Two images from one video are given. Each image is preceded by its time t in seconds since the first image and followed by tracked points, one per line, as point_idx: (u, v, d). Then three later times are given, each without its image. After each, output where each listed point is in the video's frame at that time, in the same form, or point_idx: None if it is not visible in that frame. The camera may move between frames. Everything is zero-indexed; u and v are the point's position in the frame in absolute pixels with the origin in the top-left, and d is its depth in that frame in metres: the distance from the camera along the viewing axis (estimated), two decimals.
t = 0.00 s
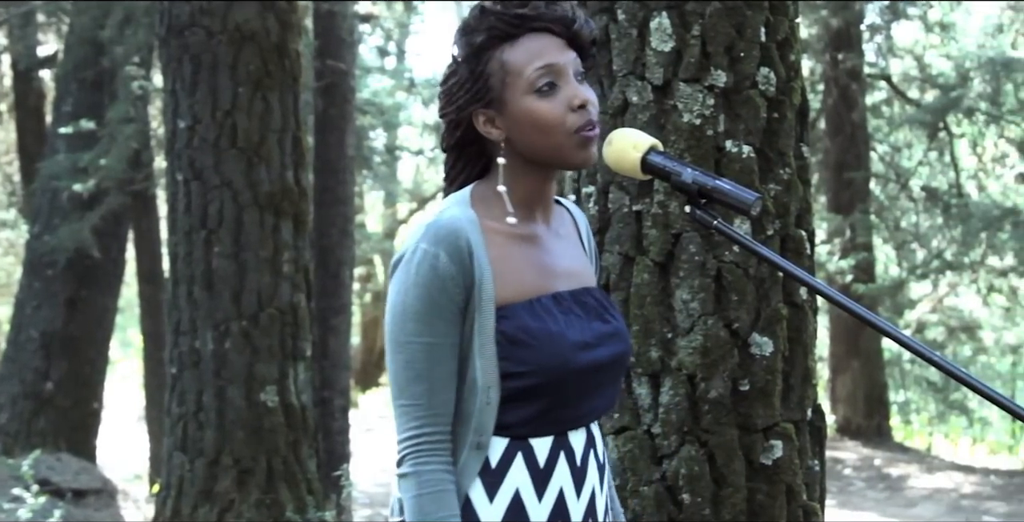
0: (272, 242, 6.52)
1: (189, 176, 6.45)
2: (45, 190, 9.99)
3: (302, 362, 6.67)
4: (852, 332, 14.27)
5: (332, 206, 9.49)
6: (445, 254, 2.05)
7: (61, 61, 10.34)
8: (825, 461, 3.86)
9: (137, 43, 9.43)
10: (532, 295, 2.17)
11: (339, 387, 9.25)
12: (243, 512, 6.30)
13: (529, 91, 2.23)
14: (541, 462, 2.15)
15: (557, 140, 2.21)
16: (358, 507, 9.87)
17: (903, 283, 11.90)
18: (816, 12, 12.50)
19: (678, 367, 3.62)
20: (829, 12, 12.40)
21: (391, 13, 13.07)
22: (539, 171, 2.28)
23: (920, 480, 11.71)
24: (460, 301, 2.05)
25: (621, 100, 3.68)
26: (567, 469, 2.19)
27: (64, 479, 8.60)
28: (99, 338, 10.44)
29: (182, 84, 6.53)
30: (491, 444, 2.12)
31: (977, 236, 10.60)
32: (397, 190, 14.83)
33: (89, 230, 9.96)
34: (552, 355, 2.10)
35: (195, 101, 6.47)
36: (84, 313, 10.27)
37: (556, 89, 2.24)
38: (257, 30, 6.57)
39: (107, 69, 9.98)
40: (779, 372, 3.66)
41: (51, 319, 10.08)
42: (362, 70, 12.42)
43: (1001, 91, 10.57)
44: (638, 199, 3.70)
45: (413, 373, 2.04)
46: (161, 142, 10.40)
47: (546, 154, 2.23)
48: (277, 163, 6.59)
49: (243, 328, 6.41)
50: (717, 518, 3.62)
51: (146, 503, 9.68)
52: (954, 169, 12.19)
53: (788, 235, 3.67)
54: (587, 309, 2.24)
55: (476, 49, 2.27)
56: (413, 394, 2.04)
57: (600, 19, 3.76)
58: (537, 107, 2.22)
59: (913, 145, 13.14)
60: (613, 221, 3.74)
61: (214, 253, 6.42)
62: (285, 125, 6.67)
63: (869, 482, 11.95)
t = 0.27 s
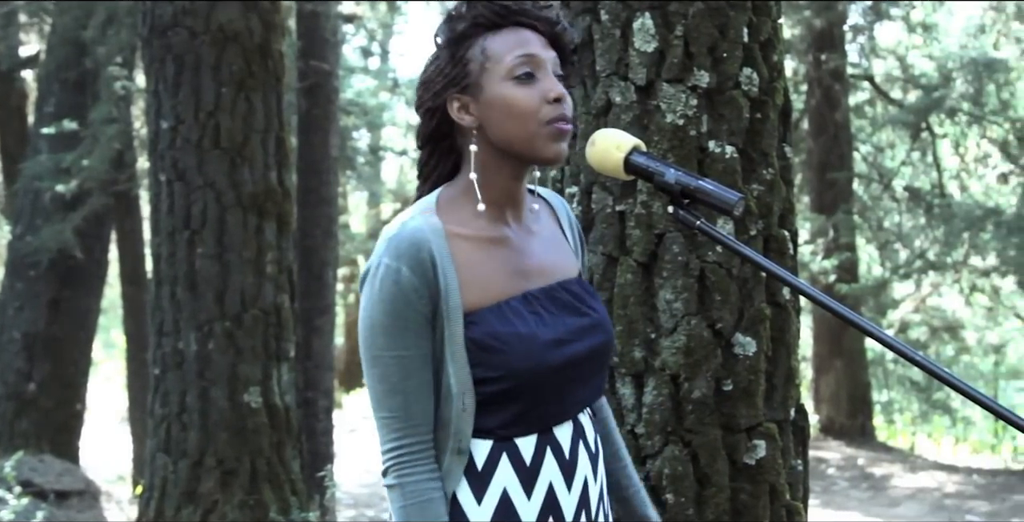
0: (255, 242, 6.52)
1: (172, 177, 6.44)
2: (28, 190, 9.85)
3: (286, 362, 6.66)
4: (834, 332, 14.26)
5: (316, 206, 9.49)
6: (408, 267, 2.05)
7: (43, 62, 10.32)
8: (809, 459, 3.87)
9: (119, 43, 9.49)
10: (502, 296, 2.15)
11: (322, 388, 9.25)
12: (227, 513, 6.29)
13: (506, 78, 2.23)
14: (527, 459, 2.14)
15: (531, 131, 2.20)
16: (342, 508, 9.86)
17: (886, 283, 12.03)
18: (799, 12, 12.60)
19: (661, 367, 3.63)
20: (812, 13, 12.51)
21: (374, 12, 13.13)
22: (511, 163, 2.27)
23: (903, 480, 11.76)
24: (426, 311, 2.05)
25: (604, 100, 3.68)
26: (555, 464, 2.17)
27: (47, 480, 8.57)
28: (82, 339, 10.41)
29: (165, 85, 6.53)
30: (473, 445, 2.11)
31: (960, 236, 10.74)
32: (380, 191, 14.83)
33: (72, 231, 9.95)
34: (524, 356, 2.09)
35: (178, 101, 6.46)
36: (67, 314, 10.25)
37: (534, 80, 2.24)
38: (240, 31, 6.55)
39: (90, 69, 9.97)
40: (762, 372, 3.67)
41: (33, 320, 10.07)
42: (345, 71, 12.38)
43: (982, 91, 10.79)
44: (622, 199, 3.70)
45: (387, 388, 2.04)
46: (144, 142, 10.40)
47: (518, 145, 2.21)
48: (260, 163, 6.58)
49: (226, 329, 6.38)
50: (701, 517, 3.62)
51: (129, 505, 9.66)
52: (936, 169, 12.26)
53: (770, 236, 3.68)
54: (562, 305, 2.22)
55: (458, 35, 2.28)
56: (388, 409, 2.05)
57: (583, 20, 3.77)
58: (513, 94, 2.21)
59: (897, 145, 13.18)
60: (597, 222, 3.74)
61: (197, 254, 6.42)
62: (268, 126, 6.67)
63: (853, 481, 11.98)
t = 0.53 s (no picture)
0: (240, 243, 6.51)
1: (157, 178, 6.44)
2: (12, 191, 9.67)
3: (271, 363, 6.66)
4: (820, 331, 14.29)
5: (300, 207, 9.49)
6: (405, 278, 2.04)
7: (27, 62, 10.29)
8: (794, 459, 3.89)
9: (104, 43, 9.44)
10: (494, 303, 2.16)
11: (308, 389, 9.25)
12: (212, 514, 6.28)
13: (490, 85, 2.23)
14: (525, 461, 2.15)
15: (515, 137, 2.20)
16: (328, 508, 9.86)
17: (871, 283, 11.86)
18: (784, 13, 12.64)
19: (647, 367, 3.62)
20: (797, 13, 12.55)
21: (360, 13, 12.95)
22: (495, 171, 2.27)
23: (887, 479, 11.80)
24: (423, 321, 2.05)
25: (589, 100, 3.68)
26: (551, 465, 2.18)
27: (31, 481, 8.58)
28: (67, 340, 10.40)
29: (150, 85, 6.52)
30: (471, 452, 2.11)
31: (944, 236, 10.80)
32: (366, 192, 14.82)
33: (57, 231, 9.90)
34: (519, 363, 2.10)
35: (163, 101, 6.45)
36: (51, 315, 10.24)
37: (517, 85, 2.25)
38: (225, 31, 6.55)
39: (74, 69, 9.95)
40: (747, 371, 3.67)
41: (17, 320, 10.07)
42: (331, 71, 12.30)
43: (967, 91, 11.04)
44: (607, 199, 3.70)
45: (388, 399, 2.04)
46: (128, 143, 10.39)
47: (501, 152, 2.21)
48: (245, 164, 6.57)
49: (211, 330, 6.38)
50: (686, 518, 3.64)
51: (114, 506, 9.64)
52: (920, 168, 12.43)
53: (755, 235, 3.69)
54: (551, 310, 2.23)
55: (440, 44, 2.28)
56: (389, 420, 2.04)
57: (568, 20, 3.77)
58: (497, 101, 2.22)
59: (882, 145, 13.23)
60: (582, 222, 3.74)
61: (182, 255, 6.41)
62: (253, 126, 6.66)
63: (838, 481, 11.99)
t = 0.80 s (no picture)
0: (222, 244, 6.51)
1: (138, 178, 6.42)
2: None
3: (253, 364, 6.66)
4: (802, 331, 14.31)
5: (282, 208, 9.49)
6: (402, 277, 2.02)
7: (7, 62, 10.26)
8: (775, 459, 3.90)
9: (85, 43, 9.69)
10: (483, 303, 2.16)
11: (290, 390, 9.24)
12: (195, 515, 6.27)
13: (474, 94, 2.23)
14: (514, 462, 2.16)
15: (504, 143, 2.22)
16: (311, 510, 9.86)
17: (853, 283, 12.08)
18: (765, 13, 12.62)
19: (629, 367, 3.62)
20: (778, 14, 12.53)
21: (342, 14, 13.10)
22: (482, 176, 2.29)
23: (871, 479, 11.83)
24: (419, 319, 2.03)
25: (571, 101, 3.68)
26: (538, 465, 2.19)
27: (13, 484, 8.54)
28: (49, 341, 10.37)
29: (131, 85, 6.51)
30: (462, 452, 2.11)
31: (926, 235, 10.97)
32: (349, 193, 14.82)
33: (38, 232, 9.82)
34: (512, 362, 2.10)
35: (144, 102, 6.45)
36: (33, 317, 10.19)
37: (500, 92, 2.25)
38: (207, 31, 6.55)
39: (54, 70, 9.92)
40: (729, 371, 3.68)
41: None
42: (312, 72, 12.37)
43: (948, 91, 11.49)
44: (589, 199, 3.70)
45: (383, 397, 2.01)
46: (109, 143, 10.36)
47: (491, 159, 2.23)
48: (227, 164, 6.57)
49: (193, 331, 6.37)
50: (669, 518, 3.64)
51: (96, 508, 9.60)
52: (901, 169, 12.63)
53: (737, 235, 3.69)
54: (537, 310, 2.24)
55: (417, 59, 2.26)
56: (384, 417, 2.01)
57: (549, 20, 3.76)
58: (483, 109, 2.22)
59: (863, 145, 13.29)
60: (564, 221, 3.74)
61: (164, 255, 6.39)
62: (234, 127, 6.65)
63: (820, 480, 12.01)
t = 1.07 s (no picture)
0: (203, 245, 6.50)
1: (118, 179, 6.40)
2: None
3: (234, 365, 6.66)
4: (783, 330, 14.32)
5: (263, 209, 9.48)
6: (386, 269, 2.01)
7: None
8: (756, 460, 3.91)
9: (64, 44, 9.66)
10: (465, 303, 2.16)
11: (271, 391, 9.25)
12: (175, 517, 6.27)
13: (445, 94, 2.23)
14: (490, 465, 2.15)
15: (479, 137, 2.21)
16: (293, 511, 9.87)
17: (834, 282, 11.99)
18: (746, 14, 12.50)
19: (610, 367, 3.63)
20: (758, 15, 12.44)
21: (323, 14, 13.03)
22: (467, 175, 2.29)
23: (853, 478, 11.87)
24: (401, 312, 2.02)
25: (551, 102, 3.69)
26: (515, 469, 2.19)
27: None
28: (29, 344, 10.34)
29: (111, 86, 6.49)
30: (438, 453, 2.11)
31: (907, 235, 11.06)
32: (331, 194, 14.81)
33: (17, 234, 9.77)
34: (492, 362, 2.10)
35: (125, 103, 6.43)
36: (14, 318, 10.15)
37: (470, 88, 2.25)
38: (187, 33, 6.53)
39: (34, 71, 9.87)
40: (710, 372, 3.68)
41: None
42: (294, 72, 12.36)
43: (927, 91, 11.64)
44: (570, 201, 3.70)
45: (361, 389, 1.99)
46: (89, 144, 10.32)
47: (469, 154, 2.22)
48: (208, 166, 6.56)
49: (174, 332, 6.36)
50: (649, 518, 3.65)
51: (77, 510, 9.58)
52: (882, 169, 12.75)
53: (717, 236, 3.70)
54: (518, 313, 2.24)
55: (385, 69, 2.27)
56: (361, 410, 1.99)
57: (530, 21, 3.77)
58: (456, 108, 2.22)
59: (845, 146, 13.33)
60: (546, 222, 3.74)
61: (145, 256, 6.38)
62: (215, 128, 6.65)
63: (801, 480, 12.04)
